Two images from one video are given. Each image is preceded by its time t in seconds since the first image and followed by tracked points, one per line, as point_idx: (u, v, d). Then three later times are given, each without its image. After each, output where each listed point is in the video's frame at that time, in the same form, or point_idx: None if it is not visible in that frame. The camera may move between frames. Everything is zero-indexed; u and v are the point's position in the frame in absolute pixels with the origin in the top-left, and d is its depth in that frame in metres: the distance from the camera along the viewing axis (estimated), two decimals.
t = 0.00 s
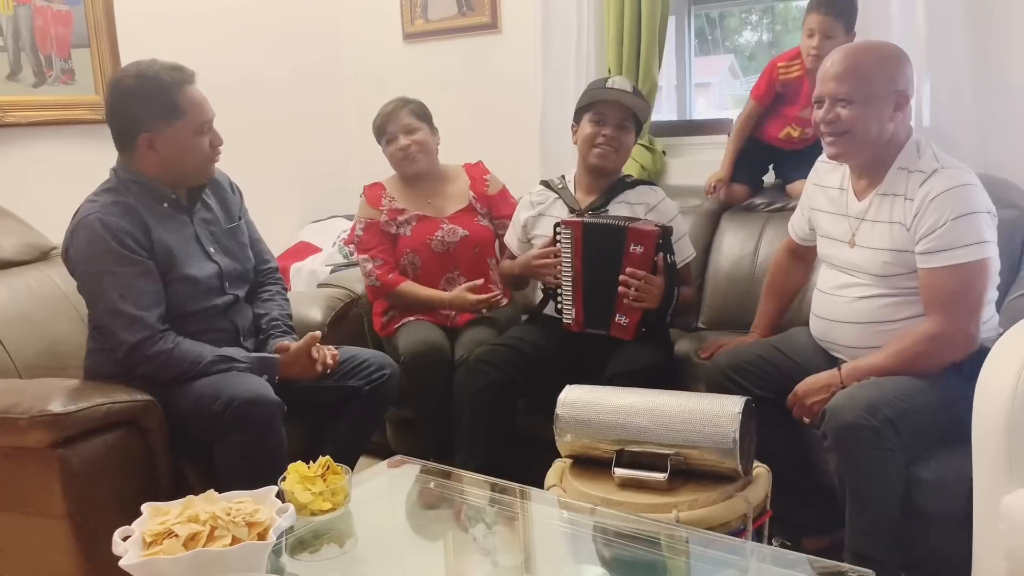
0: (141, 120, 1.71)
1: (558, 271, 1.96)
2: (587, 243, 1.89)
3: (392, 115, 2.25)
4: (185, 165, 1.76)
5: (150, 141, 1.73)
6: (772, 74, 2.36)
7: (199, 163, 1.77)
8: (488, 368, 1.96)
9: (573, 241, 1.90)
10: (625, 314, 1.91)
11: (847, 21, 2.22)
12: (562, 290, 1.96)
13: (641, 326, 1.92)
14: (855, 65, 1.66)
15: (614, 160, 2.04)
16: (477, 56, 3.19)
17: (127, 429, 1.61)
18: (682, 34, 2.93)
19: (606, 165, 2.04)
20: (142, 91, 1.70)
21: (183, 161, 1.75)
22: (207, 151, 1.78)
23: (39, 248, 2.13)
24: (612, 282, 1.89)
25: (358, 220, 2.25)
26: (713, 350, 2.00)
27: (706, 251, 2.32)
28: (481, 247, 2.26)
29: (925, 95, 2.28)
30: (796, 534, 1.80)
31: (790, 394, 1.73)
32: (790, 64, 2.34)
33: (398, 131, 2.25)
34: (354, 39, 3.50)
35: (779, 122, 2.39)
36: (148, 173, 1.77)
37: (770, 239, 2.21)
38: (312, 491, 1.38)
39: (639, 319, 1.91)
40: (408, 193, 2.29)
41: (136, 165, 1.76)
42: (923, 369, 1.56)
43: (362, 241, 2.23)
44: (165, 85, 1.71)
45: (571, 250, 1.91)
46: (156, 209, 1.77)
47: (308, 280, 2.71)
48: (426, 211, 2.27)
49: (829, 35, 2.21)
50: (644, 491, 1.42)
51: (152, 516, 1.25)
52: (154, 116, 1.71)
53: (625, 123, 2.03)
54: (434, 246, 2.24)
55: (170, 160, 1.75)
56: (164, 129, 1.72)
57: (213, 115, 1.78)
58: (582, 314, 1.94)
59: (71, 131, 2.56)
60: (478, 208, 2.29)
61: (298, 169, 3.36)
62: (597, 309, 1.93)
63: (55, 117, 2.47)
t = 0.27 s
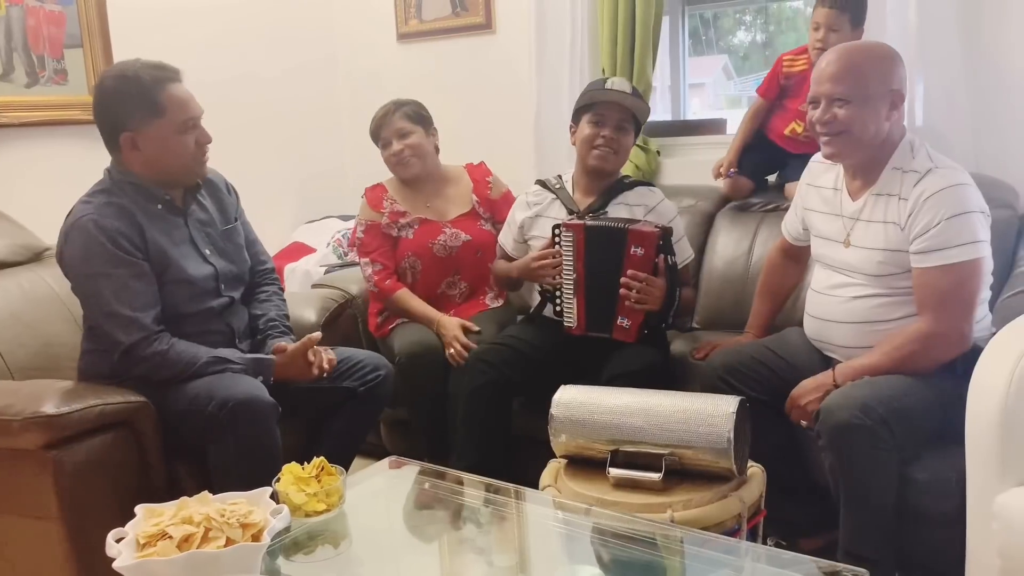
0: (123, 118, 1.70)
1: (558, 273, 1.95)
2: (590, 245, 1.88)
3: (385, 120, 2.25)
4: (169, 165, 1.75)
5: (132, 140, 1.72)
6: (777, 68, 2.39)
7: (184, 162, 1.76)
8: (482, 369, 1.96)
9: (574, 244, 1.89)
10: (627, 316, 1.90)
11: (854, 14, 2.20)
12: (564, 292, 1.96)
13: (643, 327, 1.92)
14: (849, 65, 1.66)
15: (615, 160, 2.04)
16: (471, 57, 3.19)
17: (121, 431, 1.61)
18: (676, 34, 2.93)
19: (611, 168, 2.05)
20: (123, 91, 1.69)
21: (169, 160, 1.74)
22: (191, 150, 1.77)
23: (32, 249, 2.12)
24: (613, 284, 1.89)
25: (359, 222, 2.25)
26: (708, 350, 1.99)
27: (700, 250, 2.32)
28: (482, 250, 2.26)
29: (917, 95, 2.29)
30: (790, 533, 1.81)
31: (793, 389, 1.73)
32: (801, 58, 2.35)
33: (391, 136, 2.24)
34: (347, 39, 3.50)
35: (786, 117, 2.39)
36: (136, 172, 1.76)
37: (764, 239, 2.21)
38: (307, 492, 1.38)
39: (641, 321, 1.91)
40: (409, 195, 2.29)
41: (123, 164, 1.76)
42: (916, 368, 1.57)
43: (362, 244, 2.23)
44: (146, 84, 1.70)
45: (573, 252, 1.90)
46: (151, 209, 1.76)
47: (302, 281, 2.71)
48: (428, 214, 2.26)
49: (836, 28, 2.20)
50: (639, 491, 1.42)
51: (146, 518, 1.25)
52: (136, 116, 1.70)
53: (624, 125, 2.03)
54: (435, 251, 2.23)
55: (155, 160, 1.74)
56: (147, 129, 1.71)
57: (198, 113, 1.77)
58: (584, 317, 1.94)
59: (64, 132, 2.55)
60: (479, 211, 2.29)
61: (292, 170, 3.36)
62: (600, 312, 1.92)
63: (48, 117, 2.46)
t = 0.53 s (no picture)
0: (101, 118, 1.70)
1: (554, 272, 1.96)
2: (586, 247, 1.88)
3: (393, 121, 2.25)
4: (153, 161, 1.74)
5: (113, 139, 1.72)
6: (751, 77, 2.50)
7: (166, 156, 1.74)
8: (479, 368, 1.96)
9: (571, 244, 1.89)
10: (624, 315, 1.90)
11: (813, 17, 2.29)
12: (561, 293, 1.95)
13: (642, 326, 1.91)
14: (847, 64, 1.66)
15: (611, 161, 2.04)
16: (468, 56, 3.19)
17: (117, 431, 1.61)
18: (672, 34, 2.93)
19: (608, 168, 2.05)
20: (99, 91, 1.68)
21: (151, 156, 1.73)
22: (174, 144, 1.75)
23: (27, 248, 2.11)
24: (610, 284, 1.89)
25: (363, 220, 2.25)
26: (704, 349, 2.00)
27: (697, 250, 2.32)
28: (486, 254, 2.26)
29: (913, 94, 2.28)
30: (786, 532, 1.81)
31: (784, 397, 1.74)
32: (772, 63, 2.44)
33: (401, 137, 2.24)
34: (344, 38, 3.50)
35: (761, 121, 2.46)
36: (122, 171, 1.75)
37: (760, 238, 2.21)
38: (303, 492, 1.38)
39: (639, 320, 1.91)
40: (413, 196, 2.28)
41: (109, 164, 1.76)
42: (912, 367, 1.57)
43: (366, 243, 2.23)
44: (118, 83, 1.69)
45: (570, 253, 1.90)
46: (140, 210, 1.76)
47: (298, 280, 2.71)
48: (433, 217, 2.26)
49: (794, 29, 2.30)
50: (636, 491, 1.42)
51: (142, 518, 1.24)
52: (114, 116, 1.70)
53: (617, 125, 2.02)
54: (438, 254, 2.23)
55: (137, 157, 1.73)
56: (125, 127, 1.70)
57: (176, 106, 1.75)
58: (581, 316, 1.94)
59: (60, 131, 2.54)
60: (484, 215, 2.29)
61: (288, 170, 3.36)
62: (597, 311, 1.92)
63: (43, 117, 2.46)
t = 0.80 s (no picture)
0: (86, 113, 1.71)
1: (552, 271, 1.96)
2: (584, 247, 1.88)
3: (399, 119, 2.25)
4: (142, 149, 1.73)
5: (102, 133, 1.72)
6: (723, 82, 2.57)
7: (157, 140, 1.74)
8: (478, 368, 1.96)
9: (570, 244, 1.89)
10: (622, 313, 1.90)
11: (767, 13, 2.38)
12: (560, 292, 1.96)
13: (641, 324, 1.91)
14: (845, 63, 1.67)
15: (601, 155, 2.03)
16: (466, 56, 3.19)
17: (116, 430, 1.61)
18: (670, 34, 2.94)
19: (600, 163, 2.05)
20: (78, 86, 1.69)
21: (140, 145, 1.72)
22: (161, 127, 1.74)
23: (26, 248, 2.11)
24: (606, 282, 1.89)
25: (364, 217, 2.24)
26: (702, 349, 2.00)
27: (695, 248, 2.32)
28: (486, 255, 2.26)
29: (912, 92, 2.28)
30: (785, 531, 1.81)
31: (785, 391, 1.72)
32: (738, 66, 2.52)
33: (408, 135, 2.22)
34: (342, 38, 3.50)
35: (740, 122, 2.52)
36: (113, 167, 1.76)
37: (759, 237, 2.21)
38: (302, 491, 1.37)
39: (638, 318, 1.90)
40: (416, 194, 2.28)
41: (101, 161, 1.76)
42: (911, 367, 1.57)
43: (367, 239, 2.23)
44: (95, 76, 1.70)
45: (568, 253, 1.90)
46: (131, 208, 1.75)
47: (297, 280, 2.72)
48: (435, 215, 2.26)
49: (751, 28, 2.39)
50: (635, 490, 1.42)
51: (141, 518, 1.24)
52: (96, 109, 1.70)
53: (602, 117, 2.02)
54: (439, 252, 2.23)
55: (126, 148, 1.72)
56: (109, 118, 1.71)
57: (156, 92, 1.75)
58: (581, 315, 1.94)
59: (58, 131, 2.54)
60: (485, 216, 2.29)
61: (286, 169, 3.35)
62: (596, 310, 1.92)
63: (41, 117, 2.46)
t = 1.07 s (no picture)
0: (77, 115, 1.70)
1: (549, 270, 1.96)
2: (581, 247, 1.88)
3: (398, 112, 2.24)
4: (132, 150, 1.73)
5: (92, 135, 1.72)
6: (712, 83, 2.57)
7: (146, 143, 1.74)
8: (476, 368, 1.96)
9: (567, 243, 1.89)
10: (618, 312, 1.90)
11: (754, 12, 2.39)
12: (559, 292, 1.96)
13: (636, 321, 1.92)
14: (842, 61, 1.67)
15: (577, 150, 2.00)
16: (463, 56, 3.19)
17: (113, 431, 1.60)
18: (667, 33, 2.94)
19: (574, 158, 2.01)
20: (68, 88, 1.69)
21: (131, 146, 1.73)
22: (152, 129, 1.74)
23: (22, 248, 2.11)
24: (602, 281, 1.89)
25: (360, 212, 2.24)
26: (700, 347, 2.00)
27: (693, 247, 2.32)
28: (483, 248, 2.26)
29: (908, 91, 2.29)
30: (783, 530, 1.81)
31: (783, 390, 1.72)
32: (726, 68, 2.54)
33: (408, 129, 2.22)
34: (338, 37, 3.49)
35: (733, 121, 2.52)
36: (103, 168, 1.76)
37: (757, 235, 2.21)
38: (300, 491, 1.37)
39: (633, 315, 1.91)
40: (411, 189, 2.27)
41: (92, 162, 1.76)
42: (908, 365, 1.57)
43: (364, 235, 2.23)
44: (85, 77, 1.70)
45: (566, 253, 1.90)
46: (124, 208, 1.75)
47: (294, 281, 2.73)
48: (430, 209, 2.25)
49: (738, 28, 2.40)
50: (633, 489, 1.42)
51: (138, 518, 1.24)
52: (86, 110, 1.70)
53: (571, 117, 2.02)
54: (436, 246, 2.22)
55: (117, 150, 1.73)
56: (100, 120, 1.71)
57: (147, 93, 1.74)
58: (578, 314, 1.94)
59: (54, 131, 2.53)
60: (481, 209, 2.28)
61: (283, 169, 3.34)
62: (593, 309, 1.92)
63: (37, 116, 2.45)
